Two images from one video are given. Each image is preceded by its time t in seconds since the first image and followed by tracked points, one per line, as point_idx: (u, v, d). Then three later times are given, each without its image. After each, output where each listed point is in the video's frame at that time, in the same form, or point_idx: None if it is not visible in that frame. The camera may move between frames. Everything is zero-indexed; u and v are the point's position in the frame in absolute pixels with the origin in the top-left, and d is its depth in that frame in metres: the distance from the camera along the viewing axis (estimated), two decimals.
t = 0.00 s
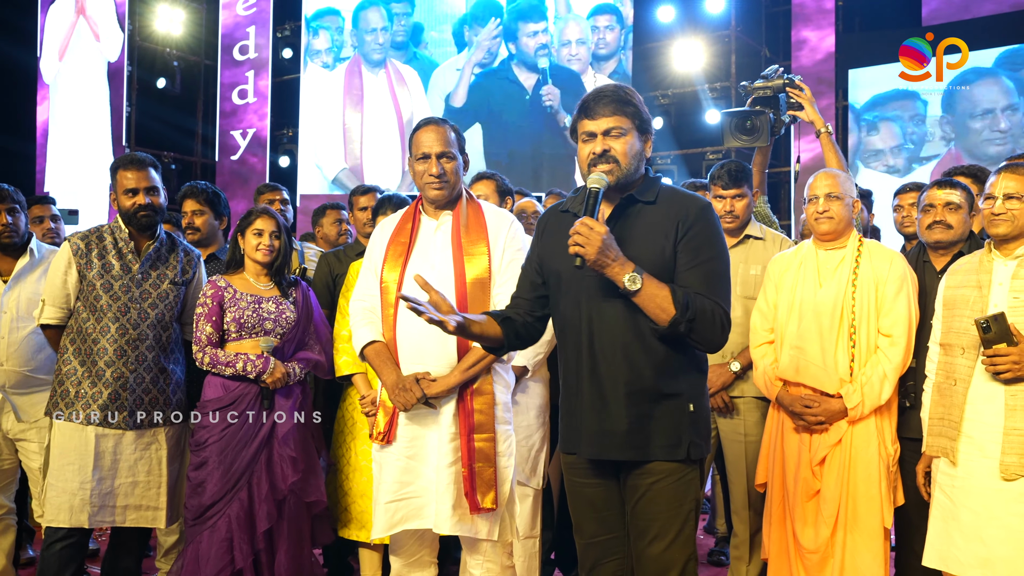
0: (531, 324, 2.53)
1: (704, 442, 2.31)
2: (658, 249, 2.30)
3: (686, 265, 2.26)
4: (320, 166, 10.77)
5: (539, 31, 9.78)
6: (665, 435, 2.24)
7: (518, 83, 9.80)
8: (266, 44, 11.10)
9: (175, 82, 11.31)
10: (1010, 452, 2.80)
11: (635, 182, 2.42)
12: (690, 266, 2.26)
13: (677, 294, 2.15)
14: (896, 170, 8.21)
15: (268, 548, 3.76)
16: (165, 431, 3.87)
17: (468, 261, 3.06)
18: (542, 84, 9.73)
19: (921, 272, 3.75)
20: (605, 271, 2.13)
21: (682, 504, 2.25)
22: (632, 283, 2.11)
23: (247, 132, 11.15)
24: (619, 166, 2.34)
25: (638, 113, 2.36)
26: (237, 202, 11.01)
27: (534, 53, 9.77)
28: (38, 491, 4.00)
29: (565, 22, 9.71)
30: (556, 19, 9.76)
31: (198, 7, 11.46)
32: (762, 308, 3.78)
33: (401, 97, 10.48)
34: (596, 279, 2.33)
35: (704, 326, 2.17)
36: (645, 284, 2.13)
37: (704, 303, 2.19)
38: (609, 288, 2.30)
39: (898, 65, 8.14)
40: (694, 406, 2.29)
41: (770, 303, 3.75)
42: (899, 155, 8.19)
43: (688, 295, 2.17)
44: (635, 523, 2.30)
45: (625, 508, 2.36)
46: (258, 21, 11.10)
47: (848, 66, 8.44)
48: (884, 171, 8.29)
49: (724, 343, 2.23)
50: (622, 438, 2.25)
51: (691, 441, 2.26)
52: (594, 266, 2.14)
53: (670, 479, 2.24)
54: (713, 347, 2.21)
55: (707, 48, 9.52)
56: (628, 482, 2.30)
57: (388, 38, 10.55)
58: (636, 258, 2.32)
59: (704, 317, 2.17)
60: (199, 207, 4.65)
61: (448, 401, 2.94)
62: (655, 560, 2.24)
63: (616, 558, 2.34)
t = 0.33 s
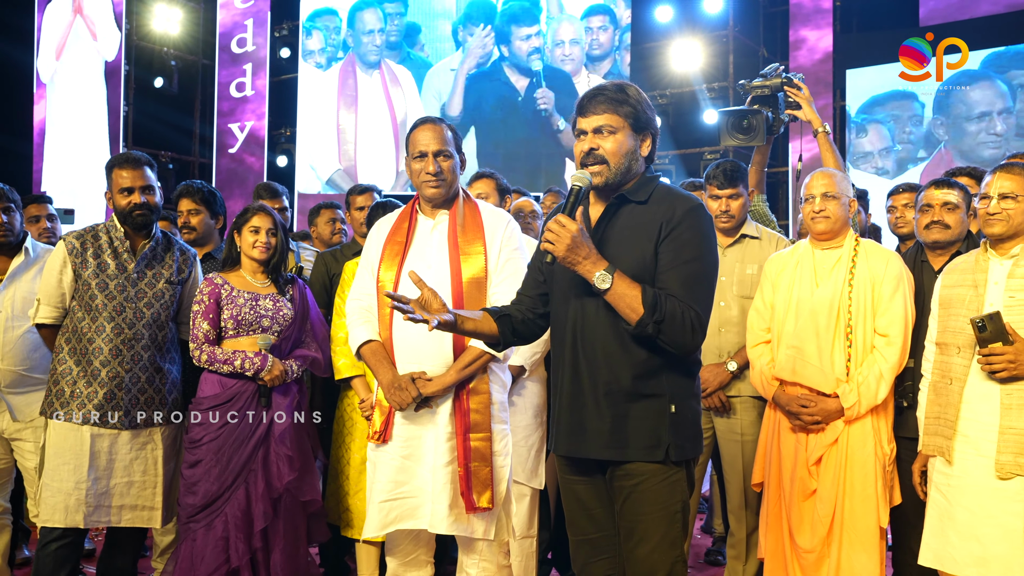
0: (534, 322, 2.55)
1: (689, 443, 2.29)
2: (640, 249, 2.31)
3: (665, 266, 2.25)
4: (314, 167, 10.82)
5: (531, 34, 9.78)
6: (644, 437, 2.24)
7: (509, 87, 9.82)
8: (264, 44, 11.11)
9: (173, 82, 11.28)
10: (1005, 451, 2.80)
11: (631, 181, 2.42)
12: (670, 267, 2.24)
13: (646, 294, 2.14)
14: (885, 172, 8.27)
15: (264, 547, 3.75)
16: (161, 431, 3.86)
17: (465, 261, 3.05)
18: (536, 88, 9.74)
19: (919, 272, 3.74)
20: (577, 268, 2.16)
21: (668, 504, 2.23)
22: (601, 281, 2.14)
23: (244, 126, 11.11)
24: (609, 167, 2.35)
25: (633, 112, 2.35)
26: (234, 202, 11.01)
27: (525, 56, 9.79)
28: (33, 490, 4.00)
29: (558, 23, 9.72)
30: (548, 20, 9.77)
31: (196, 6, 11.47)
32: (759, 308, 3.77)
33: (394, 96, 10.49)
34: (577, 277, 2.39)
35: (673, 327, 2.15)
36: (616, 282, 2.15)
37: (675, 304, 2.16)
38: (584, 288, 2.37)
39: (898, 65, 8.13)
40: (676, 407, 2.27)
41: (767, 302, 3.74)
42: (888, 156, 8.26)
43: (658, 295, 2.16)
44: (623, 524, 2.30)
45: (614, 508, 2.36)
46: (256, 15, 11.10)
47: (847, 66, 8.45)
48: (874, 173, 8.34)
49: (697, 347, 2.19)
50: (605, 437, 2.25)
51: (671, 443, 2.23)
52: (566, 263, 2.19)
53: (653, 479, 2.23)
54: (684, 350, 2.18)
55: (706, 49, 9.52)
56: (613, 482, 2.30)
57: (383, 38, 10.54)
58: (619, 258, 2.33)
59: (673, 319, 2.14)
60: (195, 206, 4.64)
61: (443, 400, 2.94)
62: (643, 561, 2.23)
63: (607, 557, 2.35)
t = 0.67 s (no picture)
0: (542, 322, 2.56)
1: (692, 445, 2.28)
2: (635, 248, 2.30)
3: (659, 264, 2.24)
4: (312, 167, 10.91)
5: (523, 36, 9.78)
6: (645, 437, 2.23)
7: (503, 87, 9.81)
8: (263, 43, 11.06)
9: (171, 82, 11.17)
10: (1004, 449, 2.80)
11: (629, 179, 2.41)
12: (664, 265, 2.23)
13: (637, 293, 2.14)
14: (881, 172, 8.29)
15: (262, 547, 3.74)
16: (159, 430, 3.85)
17: (463, 259, 3.04)
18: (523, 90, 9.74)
19: (920, 272, 3.75)
20: (568, 269, 2.18)
21: (669, 506, 2.23)
22: (592, 282, 2.16)
23: (242, 117, 11.13)
24: (605, 165, 2.35)
25: (629, 110, 2.35)
26: (232, 202, 11.01)
27: (516, 56, 9.78)
28: (29, 490, 3.99)
29: (556, 23, 9.70)
30: (546, 19, 9.76)
31: (194, 6, 11.42)
32: (758, 307, 3.77)
33: (391, 95, 10.54)
34: (572, 278, 2.40)
35: (666, 326, 2.14)
36: (607, 282, 2.16)
37: (667, 304, 2.15)
38: (578, 289, 2.39)
39: (898, 65, 8.18)
40: (676, 408, 2.26)
41: (765, 302, 3.74)
42: (883, 157, 8.28)
43: (650, 294, 2.15)
44: (624, 525, 2.29)
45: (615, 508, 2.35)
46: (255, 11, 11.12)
47: (845, 66, 8.52)
48: (870, 173, 8.35)
49: (693, 346, 2.18)
50: (606, 437, 2.25)
51: (672, 444, 2.23)
52: (558, 264, 2.21)
53: (654, 481, 2.23)
54: (680, 349, 2.17)
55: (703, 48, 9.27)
56: (615, 482, 2.30)
57: (382, 39, 10.57)
58: (615, 258, 2.34)
59: (664, 318, 2.13)
60: (192, 205, 4.63)
61: (443, 398, 2.93)
62: (643, 562, 2.22)
63: (607, 558, 2.34)
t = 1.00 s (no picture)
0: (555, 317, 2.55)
1: (699, 446, 2.27)
2: (641, 246, 2.31)
3: (664, 262, 2.24)
4: (309, 168, 11.00)
5: (517, 37, 9.73)
6: (653, 438, 2.22)
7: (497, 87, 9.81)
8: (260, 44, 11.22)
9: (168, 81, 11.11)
10: (1000, 448, 2.81)
11: (634, 176, 2.42)
12: (669, 263, 2.23)
13: (643, 292, 2.14)
14: (878, 175, 8.29)
15: (259, 548, 3.73)
16: (156, 430, 3.85)
17: (463, 258, 3.05)
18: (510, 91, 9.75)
19: (919, 271, 3.77)
20: (574, 268, 2.18)
21: (675, 507, 2.23)
22: (599, 281, 2.16)
23: (239, 110, 11.20)
24: (616, 160, 2.35)
25: (635, 105, 2.36)
26: (229, 202, 11.01)
27: (508, 57, 9.76)
28: (26, 490, 3.99)
29: (553, 25, 9.60)
30: (544, 21, 9.65)
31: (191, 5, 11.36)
32: (756, 307, 3.77)
33: (388, 96, 10.55)
34: (576, 279, 2.40)
35: (672, 325, 2.13)
36: (613, 281, 2.16)
37: (674, 303, 2.14)
38: (584, 290, 2.38)
39: (898, 65, 8.21)
40: (684, 409, 2.26)
41: (763, 301, 3.75)
42: (880, 160, 8.27)
43: (656, 292, 2.15)
44: (629, 525, 2.30)
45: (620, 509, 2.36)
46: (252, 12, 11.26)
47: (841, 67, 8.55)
48: (867, 176, 8.36)
49: (700, 345, 2.17)
50: (613, 437, 2.25)
51: (679, 445, 2.22)
52: (563, 264, 2.20)
53: (661, 482, 2.23)
54: (687, 349, 2.16)
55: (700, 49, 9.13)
56: (622, 483, 2.30)
57: (379, 39, 10.60)
58: (621, 256, 2.34)
59: (671, 317, 2.12)
60: (188, 204, 4.61)
61: (442, 397, 2.93)
62: (647, 562, 2.23)
63: (611, 560, 2.34)
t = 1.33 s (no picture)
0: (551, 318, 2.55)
1: (700, 447, 2.28)
2: (646, 245, 2.31)
3: (671, 262, 2.25)
4: (302, 167, 10.98)
5: (509, 37, 9.72)
6: (654, 439, 2.23)
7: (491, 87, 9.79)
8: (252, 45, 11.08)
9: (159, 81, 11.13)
10: (990, 448, 2.83)
11: (635, 177, 2.42)
12: (677, 263, 2.24)
13: (654, 290, 2.14)
14: (873, 174, 8.32)
15: (251, 549, 3.73)
16: (148, 431, 3.84)
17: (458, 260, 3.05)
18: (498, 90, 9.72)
19: (913, 271, 3.79)
20: (582, 267, 2.17)
21: (674, 509, 2.24)
22: (608, 280, 2.15)
23: (232, 104, 11.12)
24: (618, 164, 2.36)
25: (633, 106, 2.38)
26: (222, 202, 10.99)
27: (501, 58, 9.76)
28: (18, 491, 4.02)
29: (547, 25, 9.58)
30: (537, 22, 9.65)
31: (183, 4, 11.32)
32: (748, 307, 3.79)
33: (382, 96, 10.55)
34: (581, 277, 2.40)
35: (683, 323, 2.15)
36: (622, 280, 2.15)
37: (685, 301, 2.16)
38: (591, 289, 2.37)
39: (898, 65, 8.15)
40: (686, 410, 2.27)
41: (756, 302, 3.76)
42: (875, 159, 8.29)
43: (666, 291, 2.16)
44: (627, 526, 2.31)
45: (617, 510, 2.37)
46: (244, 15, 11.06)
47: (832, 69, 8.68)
48: (862, 175, 8.39)
49: (709, 343, 2.20)
50: (615, 439, 2.26)
51: (681, 447, 2.23)
52: (571, 262, 2.19)
53: (661, 483, 2.24)
54: (696, 346, 2.18)
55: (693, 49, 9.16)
56: (622, 484, 2.31)
57: (372, 39, 10.60)
58: (626, 255, 2.34)
59: (682, 314, 2.14)
60: (179, 204, 4.61)
61: (436, 399, 2.93)
62: (646, 564, 2.24)
63: (608, 560, 2.35)
